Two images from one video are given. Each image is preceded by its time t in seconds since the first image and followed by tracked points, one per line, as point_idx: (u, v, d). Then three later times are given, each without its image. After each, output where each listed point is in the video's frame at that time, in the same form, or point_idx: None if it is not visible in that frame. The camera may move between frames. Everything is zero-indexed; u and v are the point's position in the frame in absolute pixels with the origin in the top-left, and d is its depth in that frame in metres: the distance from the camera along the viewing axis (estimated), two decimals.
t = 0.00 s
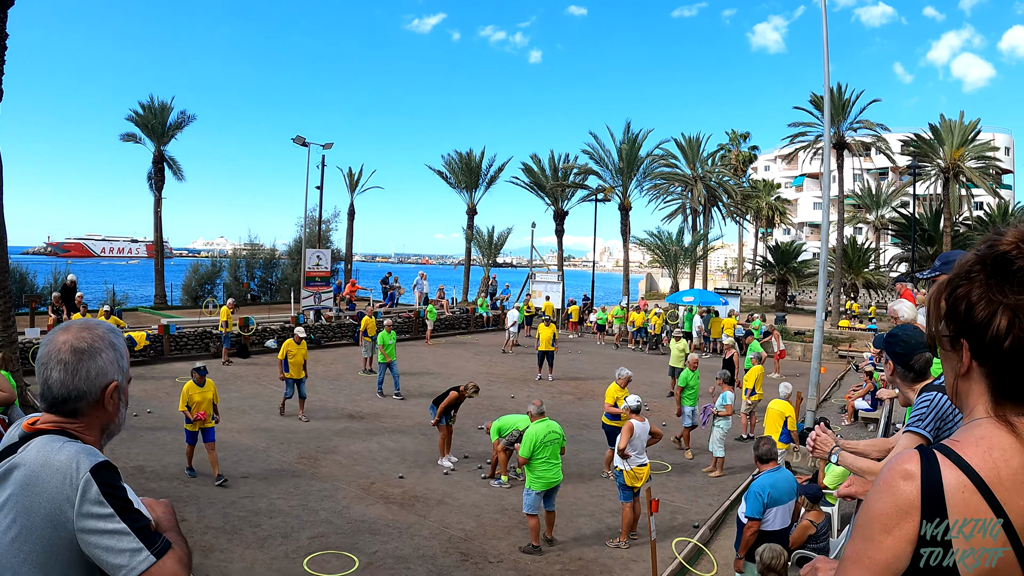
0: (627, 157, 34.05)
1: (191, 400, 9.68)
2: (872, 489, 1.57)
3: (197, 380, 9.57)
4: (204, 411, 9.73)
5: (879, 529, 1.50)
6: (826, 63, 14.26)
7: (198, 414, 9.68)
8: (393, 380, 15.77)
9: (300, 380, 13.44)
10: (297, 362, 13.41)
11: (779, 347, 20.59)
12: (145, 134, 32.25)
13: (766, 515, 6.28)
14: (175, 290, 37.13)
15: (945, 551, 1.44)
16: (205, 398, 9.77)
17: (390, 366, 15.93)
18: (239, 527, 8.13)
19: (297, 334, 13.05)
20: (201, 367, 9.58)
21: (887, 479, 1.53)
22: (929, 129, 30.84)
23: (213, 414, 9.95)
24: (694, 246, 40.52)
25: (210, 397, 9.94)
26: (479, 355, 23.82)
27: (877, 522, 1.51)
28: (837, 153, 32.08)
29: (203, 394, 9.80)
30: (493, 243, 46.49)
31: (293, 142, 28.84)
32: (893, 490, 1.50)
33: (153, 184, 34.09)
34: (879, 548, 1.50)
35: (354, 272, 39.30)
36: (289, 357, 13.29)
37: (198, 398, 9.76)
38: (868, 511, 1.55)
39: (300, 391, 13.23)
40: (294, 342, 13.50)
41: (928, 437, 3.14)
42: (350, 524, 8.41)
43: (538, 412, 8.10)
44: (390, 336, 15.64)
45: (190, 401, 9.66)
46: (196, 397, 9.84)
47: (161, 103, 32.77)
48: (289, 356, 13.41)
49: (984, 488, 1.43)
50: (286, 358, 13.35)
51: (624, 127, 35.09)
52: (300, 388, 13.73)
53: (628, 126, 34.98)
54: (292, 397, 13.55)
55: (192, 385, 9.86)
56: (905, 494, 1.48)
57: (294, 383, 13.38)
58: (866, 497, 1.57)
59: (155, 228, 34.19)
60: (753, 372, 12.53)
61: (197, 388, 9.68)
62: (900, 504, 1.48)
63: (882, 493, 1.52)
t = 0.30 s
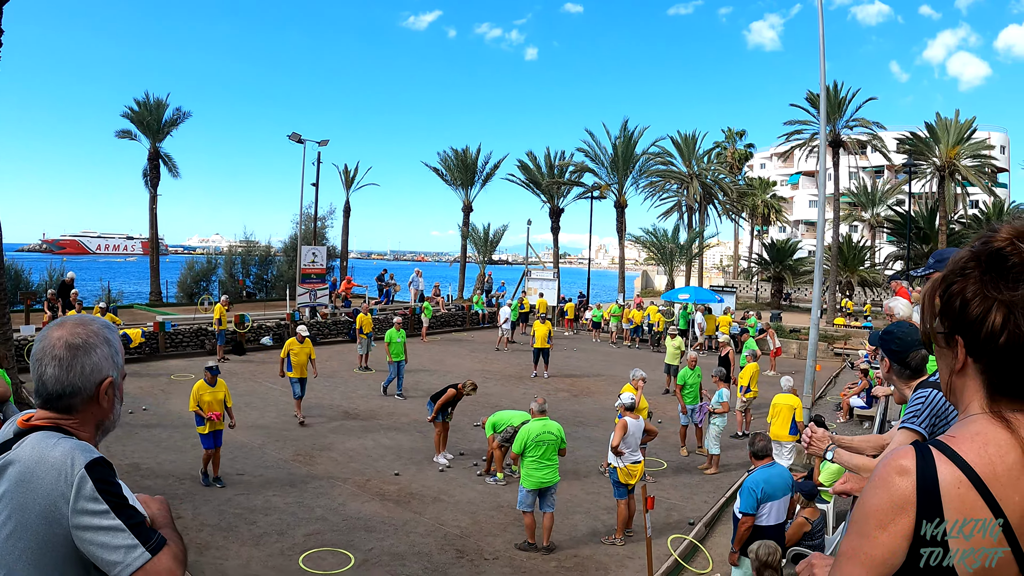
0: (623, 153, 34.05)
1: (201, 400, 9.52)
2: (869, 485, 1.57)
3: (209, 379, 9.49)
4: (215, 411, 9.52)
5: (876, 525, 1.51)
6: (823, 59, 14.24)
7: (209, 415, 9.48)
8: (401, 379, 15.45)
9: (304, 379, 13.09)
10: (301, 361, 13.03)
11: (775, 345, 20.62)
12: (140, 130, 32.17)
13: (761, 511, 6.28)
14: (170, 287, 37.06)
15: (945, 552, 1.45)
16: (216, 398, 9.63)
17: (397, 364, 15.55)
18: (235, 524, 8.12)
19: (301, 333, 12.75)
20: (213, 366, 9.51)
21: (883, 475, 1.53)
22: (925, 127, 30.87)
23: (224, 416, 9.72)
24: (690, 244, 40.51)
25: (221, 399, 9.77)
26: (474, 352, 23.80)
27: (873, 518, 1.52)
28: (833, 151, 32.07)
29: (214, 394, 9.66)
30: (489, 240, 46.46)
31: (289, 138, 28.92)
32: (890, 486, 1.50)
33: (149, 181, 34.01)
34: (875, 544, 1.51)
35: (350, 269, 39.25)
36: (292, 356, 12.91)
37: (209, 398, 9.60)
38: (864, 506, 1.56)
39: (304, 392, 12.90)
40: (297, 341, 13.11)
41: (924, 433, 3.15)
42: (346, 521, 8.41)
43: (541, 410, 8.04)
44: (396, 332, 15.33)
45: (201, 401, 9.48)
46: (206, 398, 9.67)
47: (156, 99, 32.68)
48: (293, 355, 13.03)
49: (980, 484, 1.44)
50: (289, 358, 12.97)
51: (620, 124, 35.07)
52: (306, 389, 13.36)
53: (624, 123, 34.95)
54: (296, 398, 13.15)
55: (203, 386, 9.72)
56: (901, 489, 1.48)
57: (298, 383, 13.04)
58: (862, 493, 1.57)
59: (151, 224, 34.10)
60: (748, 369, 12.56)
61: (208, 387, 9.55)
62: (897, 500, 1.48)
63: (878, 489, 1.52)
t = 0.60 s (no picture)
0: (619, 149, 34.06)
1: (212, 406, 9.02)
2: (864, 479, 1.56)
3: (219, 383, 9.04)
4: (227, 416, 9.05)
5: (871, 519, 1.50)
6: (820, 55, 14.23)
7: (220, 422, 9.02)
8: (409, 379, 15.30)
9: (307, 379, 12.75)
10: (304, 361, 12.65)
11: (772, 341, 20.67)
12: (137, 126, 32.11)
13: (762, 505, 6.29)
14: (167, 283, 37.06)
15: (944, 551, 1.45)
16: (228, 404, 9.12)
17: (405, 363, 15.42)
18: (232, 520, 8.12)
19: (303, 332, 12.25)
20: (222, 371, 8.93)
21: (880, 468, 1.53)
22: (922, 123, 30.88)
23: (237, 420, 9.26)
24: (687, 240, 40.54)
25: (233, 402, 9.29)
26: (471, 348, 23.82)
27: (870, 512, 1.51)
28: (830, 147, 32.07)
29: (225, 399, 9.14)
30: (486, 236, 46.46)
31: (284, 134, 28.94)
32: (886, 480, 1.49)
33: (144, 176, 33.92)
34: (872, 538, 1.50)
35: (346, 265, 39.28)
36: (295, 356, 12.51)
37: (221, 404, 9.09)
38: (861, 502, 1.55)
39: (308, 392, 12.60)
40: (300, 339, 12.70)
41: (920, 427, 3.16)
42: (342, 517, 8.41)
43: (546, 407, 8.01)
44: (403, 331, 15.02)
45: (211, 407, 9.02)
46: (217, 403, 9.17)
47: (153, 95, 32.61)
48: (295, 355, 12.64)
49: (978, 478, 1.44)
50: (292, 357, 12.59)
51: (616, 120, 35.07)
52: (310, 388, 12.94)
53: (621, 118, 34.94)
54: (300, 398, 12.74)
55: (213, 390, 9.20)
56: (899, 483, 1.48)
57: (302, 383, 12.72)
58: (859, 487, 1.57)
59: (148, 221, 34.07)
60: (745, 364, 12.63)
61: (218, 392, 9.07)
62: (894, 493, 1.48)
63: (875, 483, 1.52)
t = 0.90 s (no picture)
0: (617, 144, 34.04)
1: (222, 402, 8.73)
2: (865, 470, 1.57)
3: (229, 378, 8.76)
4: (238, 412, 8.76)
5: (872, 511, 1.51)
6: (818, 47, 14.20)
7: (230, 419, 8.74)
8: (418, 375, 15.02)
9: (315, 378, 12.45)
10: (311, 360, 12.36)
11: (770, 336, 20.68)
12: (134, 121, 32.04)
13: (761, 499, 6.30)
14: (164, 278, 37.03)
15: (944, 550, 1.46)
16: (239, 400, 8.81)
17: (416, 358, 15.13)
18: (229, 514, 8.13)
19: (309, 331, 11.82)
20: (232, 367, 8.60)
21: (879, 461, 1.53)
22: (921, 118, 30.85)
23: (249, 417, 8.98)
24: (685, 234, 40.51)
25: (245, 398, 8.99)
26: (469, 342, 23.82)
27: (870, 505, 1.51)
28: (828, 142, 32.03)
29: (236, 396, 8.84)
30: (484, 230, 46.43)
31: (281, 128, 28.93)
32: (886, 472, 1.50)
33: (142, 171, 33.87)
34: (871, 530, 1.51)
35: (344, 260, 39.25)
36: (301, 355, 12.23)
37: (232, 400, 8.79)
38: (860, 492, 1.55)
39: (316, 391, 12.29)
40: (306, 338, 12.41)
41: (917, 421, 3.17)
42: (340, 511, 8.42)
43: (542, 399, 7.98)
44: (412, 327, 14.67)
45: (222, 403, 8.74)
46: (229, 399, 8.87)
47: (150, 89, 32.52)
48: (302, 353, 12.36)
49: (978, 469, 1.44)
50: (298, 356, 12.32)
51: (614, 114, 35.02)
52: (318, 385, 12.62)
53: (619, 113, 34.89)
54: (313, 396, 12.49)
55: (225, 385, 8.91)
56: (899, 476, 1.48)
57: (309, 382, 12.41)
58: (858, 479, 1.57)
59: (145, 215, 34.03)
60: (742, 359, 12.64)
61: (228, 387, 8.77)
62: (893, 486, 1.48)
63: (875, 475, 1.52)
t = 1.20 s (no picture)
0: (615, 137, 34.03)
1: (236, 404, 8.38)
2: (867, 459, 1.56)
3: (245, 379, 8.44)
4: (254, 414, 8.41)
5: (876, 500, 1.49)
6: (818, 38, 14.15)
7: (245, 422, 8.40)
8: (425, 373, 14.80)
9: (322, 373, 12.19)
10: (319, 354, 12.12)
11: (768, 329, 20.71)
12: (131, 114, 31.97)
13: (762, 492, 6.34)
14: (162, 271, 37.03)
15: (946, 549, 1.46)
16: (254, 402, 8.46)
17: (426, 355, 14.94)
18: (229, 507, 8.15)
19: (319, 325, 11.60)
20: (248, 368, 8.24)
21: (883, 450, 1.51)
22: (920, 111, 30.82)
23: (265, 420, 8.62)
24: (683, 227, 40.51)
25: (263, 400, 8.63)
26: (467, 335, 23.84)
27: (873, 494, 1.50)
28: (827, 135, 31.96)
29: (252, 398, 8.49)
30: (482, 224, 46.41)
31: (279, 121, 28.92)
32: (890, 462, 1.48)
33: (140, 165, 33.81)
34: (875, 519, 1.49)
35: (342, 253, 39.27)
36: (309, 349, 12.00)
37: (247, 402, 8.44)
38: (864, 481, 1.54)
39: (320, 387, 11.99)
40: (314, 332, 12.19)
41: (916, 411, 3.19)
42: (339, 504, 8.43)
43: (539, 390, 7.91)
44: (423, 323, 14.52)
45: (236, 405, 8.42)
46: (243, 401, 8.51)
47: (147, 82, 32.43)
48: (310, 348, 12.14)
49: (981, 459, 1.42)
50: (306, 350, 12.10)
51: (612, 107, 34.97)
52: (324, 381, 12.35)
53: (617, 106, 34.84)
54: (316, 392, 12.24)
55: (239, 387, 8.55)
56: (901, 465, 1.46)
57: (316, 377, 12.17)
58: (861, 468, 1.56)
59: (143, 209, 33.99)
60: (740, 351, 12.67)
61: (244, 388, 8.43)
62: (896, 474, 1.47)
63: (877, 464, 1.50)
